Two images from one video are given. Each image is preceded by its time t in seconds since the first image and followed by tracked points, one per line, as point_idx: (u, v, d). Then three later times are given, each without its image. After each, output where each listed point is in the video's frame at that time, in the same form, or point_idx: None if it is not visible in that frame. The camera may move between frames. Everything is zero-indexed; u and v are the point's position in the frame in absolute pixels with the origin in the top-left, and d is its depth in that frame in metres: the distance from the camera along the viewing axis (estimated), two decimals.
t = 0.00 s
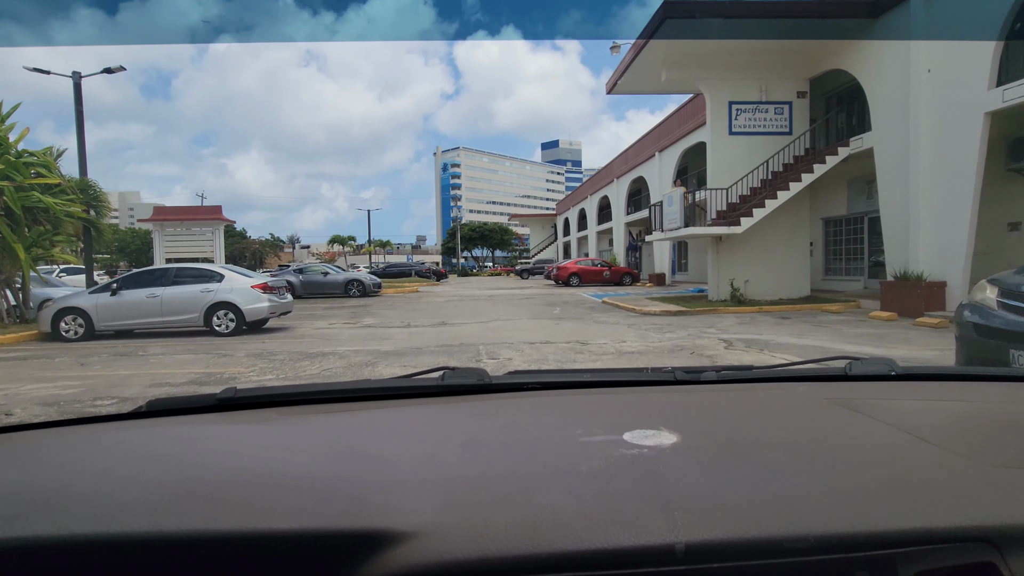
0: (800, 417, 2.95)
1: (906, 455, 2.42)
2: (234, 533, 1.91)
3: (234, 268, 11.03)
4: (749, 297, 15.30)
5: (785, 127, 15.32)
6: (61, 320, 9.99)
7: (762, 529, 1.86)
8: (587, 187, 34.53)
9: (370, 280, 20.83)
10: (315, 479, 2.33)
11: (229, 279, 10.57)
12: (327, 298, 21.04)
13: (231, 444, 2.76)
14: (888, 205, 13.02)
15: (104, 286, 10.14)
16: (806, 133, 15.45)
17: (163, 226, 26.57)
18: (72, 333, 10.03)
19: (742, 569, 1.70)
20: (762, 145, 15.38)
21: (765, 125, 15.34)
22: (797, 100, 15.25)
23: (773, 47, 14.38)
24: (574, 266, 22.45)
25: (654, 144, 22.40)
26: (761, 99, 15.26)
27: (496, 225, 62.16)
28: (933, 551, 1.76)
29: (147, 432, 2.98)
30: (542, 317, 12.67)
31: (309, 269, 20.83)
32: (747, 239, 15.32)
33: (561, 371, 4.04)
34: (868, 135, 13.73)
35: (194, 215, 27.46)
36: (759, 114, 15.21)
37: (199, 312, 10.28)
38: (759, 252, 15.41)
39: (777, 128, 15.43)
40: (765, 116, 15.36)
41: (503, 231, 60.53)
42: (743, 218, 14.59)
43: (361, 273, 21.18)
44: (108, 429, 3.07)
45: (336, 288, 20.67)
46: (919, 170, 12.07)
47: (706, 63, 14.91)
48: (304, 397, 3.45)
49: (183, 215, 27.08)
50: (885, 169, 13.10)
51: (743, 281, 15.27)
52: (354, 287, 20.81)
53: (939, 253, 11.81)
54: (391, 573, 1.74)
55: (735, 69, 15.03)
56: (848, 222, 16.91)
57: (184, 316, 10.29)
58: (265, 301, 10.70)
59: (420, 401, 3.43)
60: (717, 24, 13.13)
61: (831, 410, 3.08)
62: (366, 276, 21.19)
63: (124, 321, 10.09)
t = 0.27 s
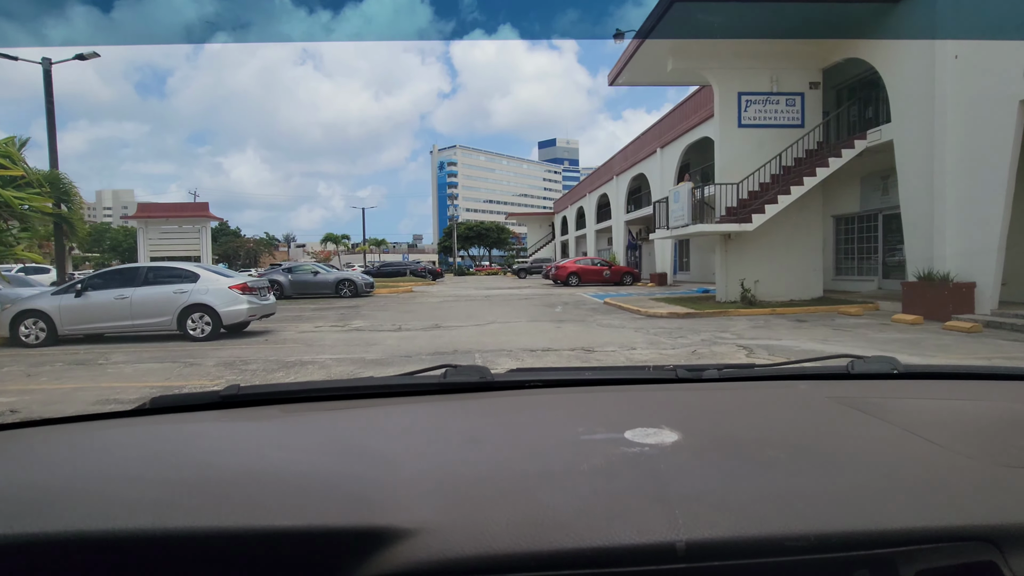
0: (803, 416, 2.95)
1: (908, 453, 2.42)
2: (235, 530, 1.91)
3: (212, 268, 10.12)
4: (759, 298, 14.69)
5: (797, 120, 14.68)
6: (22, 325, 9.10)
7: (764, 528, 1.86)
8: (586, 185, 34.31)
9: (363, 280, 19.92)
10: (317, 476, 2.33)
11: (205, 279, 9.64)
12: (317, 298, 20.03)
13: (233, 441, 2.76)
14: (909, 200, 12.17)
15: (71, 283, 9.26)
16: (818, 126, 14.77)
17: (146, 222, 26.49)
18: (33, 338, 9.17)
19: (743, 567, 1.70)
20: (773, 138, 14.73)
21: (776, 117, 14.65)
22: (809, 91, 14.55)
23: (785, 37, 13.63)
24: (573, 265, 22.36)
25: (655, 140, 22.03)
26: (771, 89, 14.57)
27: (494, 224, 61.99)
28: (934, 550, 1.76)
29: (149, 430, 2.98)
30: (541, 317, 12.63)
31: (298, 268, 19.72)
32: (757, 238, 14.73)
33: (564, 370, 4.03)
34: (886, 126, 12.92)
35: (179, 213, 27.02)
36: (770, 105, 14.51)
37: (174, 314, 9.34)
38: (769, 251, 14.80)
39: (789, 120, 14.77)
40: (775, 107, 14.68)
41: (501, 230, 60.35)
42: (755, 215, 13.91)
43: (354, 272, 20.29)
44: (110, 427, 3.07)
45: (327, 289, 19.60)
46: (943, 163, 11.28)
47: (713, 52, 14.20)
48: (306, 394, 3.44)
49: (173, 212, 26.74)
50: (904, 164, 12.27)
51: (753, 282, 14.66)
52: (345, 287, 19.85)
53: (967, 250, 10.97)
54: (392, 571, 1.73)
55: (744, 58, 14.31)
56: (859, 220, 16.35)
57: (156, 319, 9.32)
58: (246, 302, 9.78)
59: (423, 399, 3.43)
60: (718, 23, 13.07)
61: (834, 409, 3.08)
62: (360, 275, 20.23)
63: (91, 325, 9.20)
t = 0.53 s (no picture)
0: (805, 416, 2.94)
1: (912, 454, 2.41)
2: (237, 528, 1.90)
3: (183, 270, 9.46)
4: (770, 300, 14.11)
5: (810, 112, 14.01)
6: None
7: (767, 528, 1.85)
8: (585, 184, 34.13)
9: (353, 282, 19.02)
10: (318, 474, 2.32)
11: (173, 282, 9.01)
12: (306, 300, 19.12)
13: (234, 439, 2.75)
14: (931, 195, 11.40)
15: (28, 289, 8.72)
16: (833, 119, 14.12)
17: (129, 219, 26.51)
18: None
19: (746, 567, 1.69)
20: (786, 131, 14.14)
21: (787, 110, 14.07)
22: (822, 82, 13.93)
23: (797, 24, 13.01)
24: (572, 265, 22.26)
25: (658, 136, 21.74)
26: (783, 80, 13.99)
27: (491, 225, 61.89)
28: (939, 551, 1.74)
29: (150, 427, 2.97)
30: (539, 317, 12.56)
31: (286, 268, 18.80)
32: (768, 238, 14.13)
33: (564, 368, 4.02)
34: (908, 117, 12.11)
35: (161, 212, 26.93)
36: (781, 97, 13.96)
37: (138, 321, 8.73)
38: (780, 251, 14.23)
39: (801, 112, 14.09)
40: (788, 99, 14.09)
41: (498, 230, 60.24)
42: (767, 212, 13.32)
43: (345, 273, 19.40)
44: (112, 424, 3.06)
45: (316, 290, 18.70)
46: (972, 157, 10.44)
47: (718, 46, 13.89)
48: (307, 392, 3.44)
49: (152, 211, 26.78)
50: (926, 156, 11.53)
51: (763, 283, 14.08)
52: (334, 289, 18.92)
53: (998, 247, 10.15)
54: (394, 569, 1.72)
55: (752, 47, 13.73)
56: (874, 218, 15.80)
57: (120, 325, 8.71)
58: (218, 307, 9.13)
59: (424, 397, 3.42)
60: (721, 21, 13.02)
61: (836, 409, 3.08)
62: (350, 277, 19.32)
63: (50, 333, 8.59)
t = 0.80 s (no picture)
0: (806, 414, 2.94)
1: (911, 452, 2.42)
2: (238, 524, 1.91)
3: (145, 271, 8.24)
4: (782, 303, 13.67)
5: (824, 105, 13.76)
6: None
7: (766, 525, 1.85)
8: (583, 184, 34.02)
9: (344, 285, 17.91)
10: (319, 471, 2.33)
11: (138, 283, 7.84)
12: (293, 304, 17.95)
13: (235, 436, 2.76)
14: (958, 189, 10.69)
15: None
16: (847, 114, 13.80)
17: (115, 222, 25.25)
18: None
19: (745, 564, 1.69)
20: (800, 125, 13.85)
21: (799, 104, 13.89)
22: (837, 75, 13.68)
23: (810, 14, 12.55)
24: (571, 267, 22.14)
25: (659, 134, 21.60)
26: (795, 72, 13.79)
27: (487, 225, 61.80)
28: (937, 549, 1.75)
29: (150, 424, 2.97)
30: (538, 316, 12.51)
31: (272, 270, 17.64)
32: (780, 239, 13.69)
33: (565, 366, 4.02)
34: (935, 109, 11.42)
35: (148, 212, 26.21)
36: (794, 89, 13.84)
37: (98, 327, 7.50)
38: (793, 252, 13.79)
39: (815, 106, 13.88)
40: (800, 91, 13.93)
41: (494, 231, 60.10)
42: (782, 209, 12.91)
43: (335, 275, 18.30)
44: (113, 421, 3.05)
45: (304, 294, 17.56)
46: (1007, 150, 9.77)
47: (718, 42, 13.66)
48: (309, 389, 3.44)
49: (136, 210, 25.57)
50: (953, 148, 10.79)
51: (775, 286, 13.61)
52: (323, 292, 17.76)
53: None
54: (395, 566, 1.73)
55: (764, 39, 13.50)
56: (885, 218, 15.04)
57: (75, 333, 7.44)
58: (189, 313, 8.03)
59: (425, 395, 3.42)
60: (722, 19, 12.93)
61: (835, 407, 3.08)
62: (340, 279, 18.17)
63: None
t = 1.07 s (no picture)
0: (808, 414, 2.93)
1: (915, 453, 2.41)
2: (238, 526, 1.90)
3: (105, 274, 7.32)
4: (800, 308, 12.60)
5: (843, 96, 12.76)
6: None
7: (770, 527, 1.84)
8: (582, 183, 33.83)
9: (334, 287, 16.80)
10: (319, 472, 2.32)
11: (97, 287, 6.94)
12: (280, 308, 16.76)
13: (235, 436, 2.75)
14: (993, 190, 9.85)
15: None
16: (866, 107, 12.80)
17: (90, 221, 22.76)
18: None
19: (748, 566, 1.68)
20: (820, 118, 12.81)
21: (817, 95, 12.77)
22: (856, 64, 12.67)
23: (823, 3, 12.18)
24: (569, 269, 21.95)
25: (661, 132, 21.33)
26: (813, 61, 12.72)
27: (484, 226, 61.61)
28: (942, 550, 1.74)
29: (151, 425, 2.96)
30: (537, 317, 12.44)
31: (257, 271, 16.48)
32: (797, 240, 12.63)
33: (566, 366, 4.01)
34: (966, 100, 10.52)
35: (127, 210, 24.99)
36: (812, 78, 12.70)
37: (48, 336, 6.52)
38: (810, 253, 12.71)
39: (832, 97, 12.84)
40: (818, 81, 12.81)
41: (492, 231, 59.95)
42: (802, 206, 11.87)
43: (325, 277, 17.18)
44: (113, 422, 3.04)
45: (291, 296, 16.39)
46: None
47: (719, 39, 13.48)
48: (310, 390, 3.42)
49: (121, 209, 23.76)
50: (988, 149, 9.94)
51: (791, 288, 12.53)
52: (312, 294, 16.60)
53: None
54: (396, 568, 1.72)
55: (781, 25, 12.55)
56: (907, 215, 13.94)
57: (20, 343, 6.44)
58: (157, 320, 7.16)
59: (426, 395, 3.41)
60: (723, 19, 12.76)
61: (838, 406, 3.07)
62: (329, 281, 17.04)
63: None
